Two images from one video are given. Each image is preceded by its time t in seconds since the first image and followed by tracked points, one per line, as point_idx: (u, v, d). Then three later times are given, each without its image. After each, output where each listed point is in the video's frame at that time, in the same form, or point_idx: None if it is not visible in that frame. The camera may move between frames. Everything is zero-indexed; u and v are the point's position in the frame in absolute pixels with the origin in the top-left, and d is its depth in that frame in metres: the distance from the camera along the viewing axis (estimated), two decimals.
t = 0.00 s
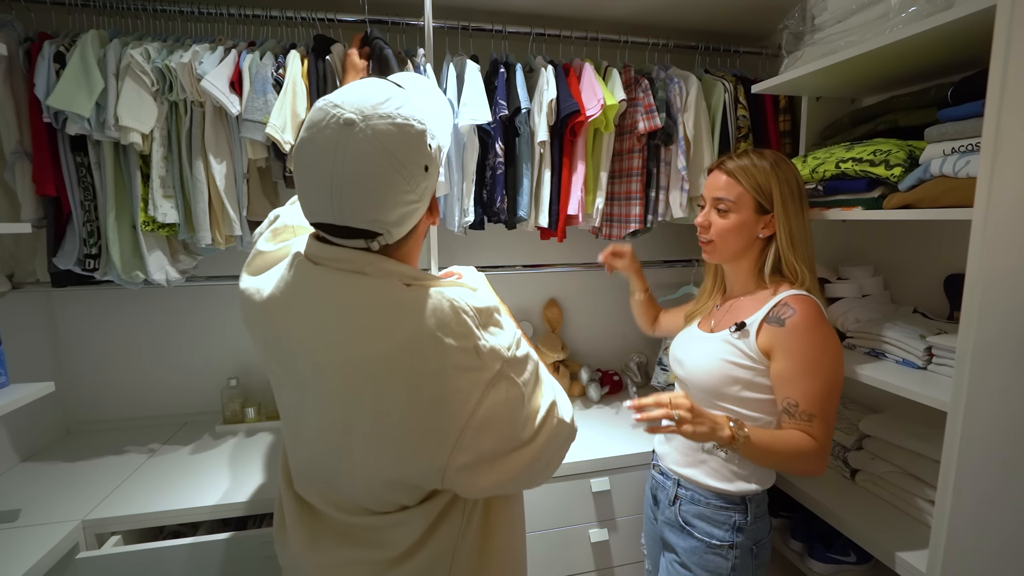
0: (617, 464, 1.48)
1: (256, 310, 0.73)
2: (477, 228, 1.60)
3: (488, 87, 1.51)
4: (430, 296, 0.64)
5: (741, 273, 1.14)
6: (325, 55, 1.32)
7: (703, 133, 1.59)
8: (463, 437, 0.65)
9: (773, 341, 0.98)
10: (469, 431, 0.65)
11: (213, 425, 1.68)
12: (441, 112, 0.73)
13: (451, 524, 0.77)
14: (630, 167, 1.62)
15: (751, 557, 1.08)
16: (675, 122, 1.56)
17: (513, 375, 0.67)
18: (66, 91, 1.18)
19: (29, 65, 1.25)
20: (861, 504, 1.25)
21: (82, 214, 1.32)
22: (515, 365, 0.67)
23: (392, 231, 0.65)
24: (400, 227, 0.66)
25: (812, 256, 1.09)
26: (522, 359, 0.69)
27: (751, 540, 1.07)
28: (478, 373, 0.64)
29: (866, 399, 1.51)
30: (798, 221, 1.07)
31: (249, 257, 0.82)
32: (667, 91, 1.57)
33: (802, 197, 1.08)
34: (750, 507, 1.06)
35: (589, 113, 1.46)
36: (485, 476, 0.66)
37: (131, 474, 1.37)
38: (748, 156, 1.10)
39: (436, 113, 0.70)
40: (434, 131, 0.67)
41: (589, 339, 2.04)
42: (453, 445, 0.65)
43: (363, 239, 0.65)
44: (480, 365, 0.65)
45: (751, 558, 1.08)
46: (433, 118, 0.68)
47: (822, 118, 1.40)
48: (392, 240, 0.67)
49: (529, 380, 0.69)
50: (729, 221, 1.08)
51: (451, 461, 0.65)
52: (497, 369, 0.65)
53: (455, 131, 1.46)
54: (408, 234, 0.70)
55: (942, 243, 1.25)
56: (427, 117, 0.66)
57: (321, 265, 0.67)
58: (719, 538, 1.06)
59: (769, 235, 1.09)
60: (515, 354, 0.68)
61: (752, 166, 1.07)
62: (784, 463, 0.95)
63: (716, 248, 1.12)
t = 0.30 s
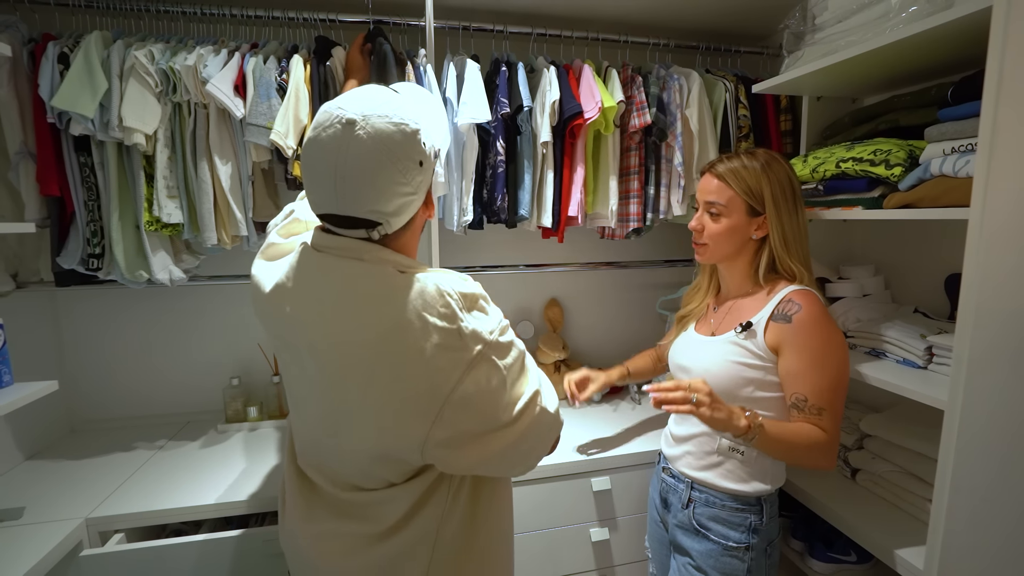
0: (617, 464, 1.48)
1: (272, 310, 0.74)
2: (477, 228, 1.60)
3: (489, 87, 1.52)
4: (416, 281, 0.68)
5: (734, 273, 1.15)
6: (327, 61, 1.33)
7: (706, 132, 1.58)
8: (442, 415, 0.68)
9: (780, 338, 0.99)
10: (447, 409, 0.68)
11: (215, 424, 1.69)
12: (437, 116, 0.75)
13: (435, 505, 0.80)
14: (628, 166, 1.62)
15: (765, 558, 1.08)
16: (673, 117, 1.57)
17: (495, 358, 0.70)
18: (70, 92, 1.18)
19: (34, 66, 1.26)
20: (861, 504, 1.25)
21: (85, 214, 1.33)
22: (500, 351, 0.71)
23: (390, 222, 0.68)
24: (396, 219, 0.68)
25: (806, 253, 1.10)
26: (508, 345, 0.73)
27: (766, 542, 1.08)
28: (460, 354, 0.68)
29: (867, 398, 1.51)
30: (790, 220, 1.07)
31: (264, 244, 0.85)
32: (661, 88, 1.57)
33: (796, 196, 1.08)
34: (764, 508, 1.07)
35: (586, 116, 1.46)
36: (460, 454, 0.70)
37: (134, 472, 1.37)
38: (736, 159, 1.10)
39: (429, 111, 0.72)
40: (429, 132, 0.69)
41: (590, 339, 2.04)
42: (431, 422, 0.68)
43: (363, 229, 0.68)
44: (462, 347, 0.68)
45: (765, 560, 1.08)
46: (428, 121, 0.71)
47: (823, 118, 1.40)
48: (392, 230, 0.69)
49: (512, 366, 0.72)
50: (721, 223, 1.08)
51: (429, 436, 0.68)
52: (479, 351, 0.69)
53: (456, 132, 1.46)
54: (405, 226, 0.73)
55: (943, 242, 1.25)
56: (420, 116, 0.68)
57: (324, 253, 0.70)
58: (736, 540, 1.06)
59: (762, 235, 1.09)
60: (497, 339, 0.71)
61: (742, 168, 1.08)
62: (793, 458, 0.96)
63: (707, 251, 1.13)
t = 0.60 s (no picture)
0: (618, 464, 1.48)
1: (277, 309, 0.74)
2: (478, 228, 1.61)
3: (491, 87, 1.52)
4: (396, 272, 0.70)
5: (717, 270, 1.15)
6: (333, 65, 1.33)
7: (705, 133, 1.59)
8: (418, 403, 0.68)
9: (772, 331, 0.99)
10: (422, 398, 0.68)
11: (218, 423, 1.69)
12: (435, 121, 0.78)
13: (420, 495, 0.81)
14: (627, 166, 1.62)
15: (776, 554, 1.08)
16: (674, 119, 1.57)
17: (473, 350, 0.71)
18: (74, 92, 1.19)
19: (38, 67, 1.27)
20: (862, 503, 1.25)
21: (89, 214, 1.33)
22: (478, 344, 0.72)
23: (382, 214, 0.70)
24: (388, 213, 0.70)
25: (791, 250, 1.10)
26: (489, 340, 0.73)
27: (776, 537, 1.08)
28: (439, 344, 0.69)
29: (868, 398, 1.51)
30: (773, 220, 1.07)
31: (269, 240, 0.86)
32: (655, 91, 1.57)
33: (780, 196, 1.08)
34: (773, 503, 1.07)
35: (591, 116, 1.46)
36: (435, 443, 0.71)
37: (136, 471, 1.38)
38: (723, 156, 1.09)
39: (428, 118, 0.75)
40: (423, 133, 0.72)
41: (592, 339, 2.04)
42: (406, 411, 0.68)
43: (356, 221, 0.70)
44: (441, 337, 0.69)
45: (776, 555, 1.08)
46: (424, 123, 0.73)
47: (824, 118, 1.41)
48: (384, 223, 0.71)
49: (490, 359, 0.72)
50: (703, 220, 1.08)
51: (403, 426, 0.68)
52: (457, 343, 0.70)
53: (458, 132, 1.47)
54: (398, 223, 0.75)
55: (944, 242, 1.25)
56: (416, 120, 0.71)
57: (319, 247, 0.73)
58: (746, 536, 1.05)
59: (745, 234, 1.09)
60: (476, 331, 0.72)
61: (728, 166, 1.07)
62: (807, 439, 0.97)
63: (690, 247, 1.13)
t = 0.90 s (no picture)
0: (619, 463, 1.49)
1: (273, 308, 0.75)
2: (479, 228, 1.61)
3: (492, 87, 1.53)
4: (385, 272, 0.70)
5: (718, 262, 1.15)
6: (334, 67, 1.34)
7: (703, 134, 1.59)
8: (405, 402, 0.68)
9: (767, 337, 0.99)
10: (411, 398, 0.68)
11: (221, 422, 1.70)
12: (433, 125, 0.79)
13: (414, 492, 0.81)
14: (627, 166, 1.62)
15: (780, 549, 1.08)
16: (673, 119, 1.58)
17: (461, 350, 0.71)
18: (77, 92, 1.20)
19: (42, 67, 1.28)
20: (863, 503, 1.25)
21: (91, 213, 1.34)
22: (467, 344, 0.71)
23: (376, 214, 0.70)
24: (381, 212, 0.71)
25: (792, 245, 1.09)
26: (478, 340, 0.73)
27: (779, 533, 1.08)
28: (427, 344, 0.69)
29: (870, 398, 1.51)
30: (775, 210, 1.07)
31: (268, 241, 0.86)
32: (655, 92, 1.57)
33: (781, 187, 1.08)
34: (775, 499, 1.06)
35: (590, 116, 1.46)
36: (424, 443, 0.71)
37: (139, 470, 1.39)
38: (724, 146, 1.10)
39: (426, 121, 0.76)
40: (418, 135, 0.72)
41: (593, 339, 2.04)
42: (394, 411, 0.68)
43: (351, 219, 0.70)
44: (428, 337, 0.69)
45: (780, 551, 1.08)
46: (420, 126, 0.74)
47: (825, 118, 1.41)
48: (378, 222, 0.72)
49: (478, 360, 0.72)
50: (704, 208, 1.08)
51: (390, 425, 0.68)
52: (445, 343, 0.70)
53: (460, 132, 1.47)
54: (393, 223, 0.75)
55: (946, 241, 1.25)
56: (412, 122, 0.72)
57: (314, 247, 0.73)
58: (749, 533, 1.06)
59: (746, 224, 1.09)
60: (466, 331, 0.72)
61: (729, 155, 1.08)
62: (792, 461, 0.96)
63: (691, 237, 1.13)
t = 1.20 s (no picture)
0: (621, 462, 1.49)
1: (271, 312, 0.76)
2: (481, 228, 1.62)
3: (494, 87, 1.53)
4: (384, 275, 0.71)
5: (734, 258, 1.13)
6: (336, 65, 1.34)
7: (704, 134, 1.59)
8: (407, 405, 0.69)
9: (783, 347, 0.98)
10: (412, 400, 0.69)
11: (224, 421, 1.71)
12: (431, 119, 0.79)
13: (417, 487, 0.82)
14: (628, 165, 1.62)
15: (782, 551, 1.08)
16: (674, 118, 1.58)
17: (461, 351, 0.71)
18: (83, 92, 1.20)
19: (47, 68, 1.28)
20: (865, 503, 1.25)
21: (96, 213, 1.34)
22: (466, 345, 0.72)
23: (375, 214, 0.70)
24: (380, 212, 0.71)
25: (811, 243, 1.07)
26: (478, 341, 0.73)
27: (781, 534, 1.08)
28: (428, 345, 0.70)
29: (872, 397, 1.51)
30: (796, 204, 1.05)
31: (264, 243, 0.87)
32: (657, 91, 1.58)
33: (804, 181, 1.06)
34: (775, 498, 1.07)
35: (590, 116, 1.47)
36: (427, 444, 0.72)
37: (143, 469, 1.39)
38: (745, 137, 1.09)
39: (427, 123, 0.77)
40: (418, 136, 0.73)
41: (595, 338, 2.05)
42: (396, 413, 0.69)
43: (350, 220, 0.70)
44: (428, 339, 0.70)
45: (782, 552, 1.08)
46: (421, 129, 0.74)
47: (827, 118, 1.41)
48: (376, 222, 0.72)
49: (478, 361, 0.73)
50: (723, 199, 1.07)
51: (391, 427, 0.69)
52: (446, 345, 0.70)
53: (463, 132, 1.48)
54: (393, 223, 0.76)
55: (948, 241, 1.25)
56: (413, 123, 0.73)
57: (311, 248, 0.73)
58: (750, 535, 1.06)
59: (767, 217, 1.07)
60: (465, 333, 0.72)
61: (750, 146, 1.06)
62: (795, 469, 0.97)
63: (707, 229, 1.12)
